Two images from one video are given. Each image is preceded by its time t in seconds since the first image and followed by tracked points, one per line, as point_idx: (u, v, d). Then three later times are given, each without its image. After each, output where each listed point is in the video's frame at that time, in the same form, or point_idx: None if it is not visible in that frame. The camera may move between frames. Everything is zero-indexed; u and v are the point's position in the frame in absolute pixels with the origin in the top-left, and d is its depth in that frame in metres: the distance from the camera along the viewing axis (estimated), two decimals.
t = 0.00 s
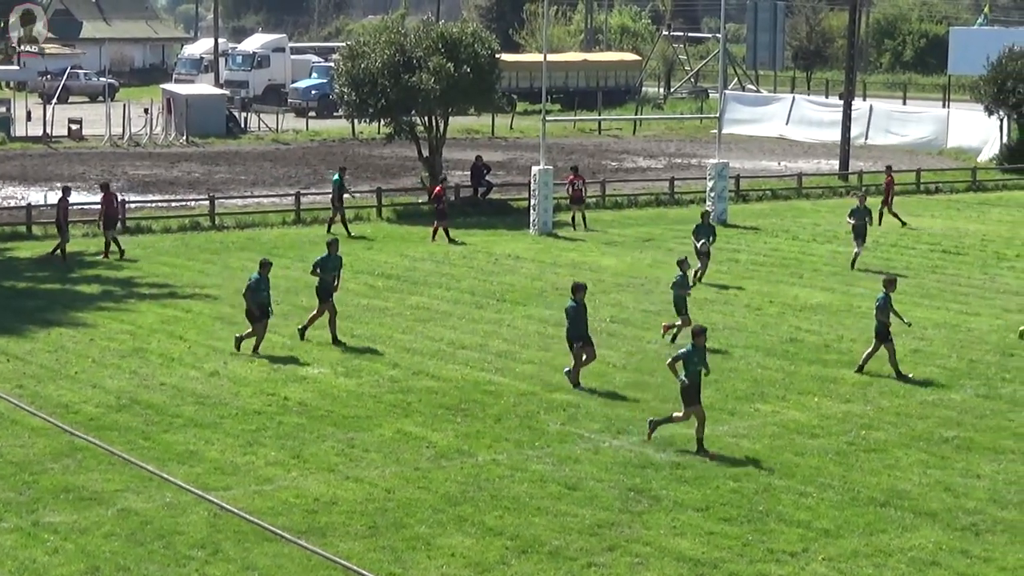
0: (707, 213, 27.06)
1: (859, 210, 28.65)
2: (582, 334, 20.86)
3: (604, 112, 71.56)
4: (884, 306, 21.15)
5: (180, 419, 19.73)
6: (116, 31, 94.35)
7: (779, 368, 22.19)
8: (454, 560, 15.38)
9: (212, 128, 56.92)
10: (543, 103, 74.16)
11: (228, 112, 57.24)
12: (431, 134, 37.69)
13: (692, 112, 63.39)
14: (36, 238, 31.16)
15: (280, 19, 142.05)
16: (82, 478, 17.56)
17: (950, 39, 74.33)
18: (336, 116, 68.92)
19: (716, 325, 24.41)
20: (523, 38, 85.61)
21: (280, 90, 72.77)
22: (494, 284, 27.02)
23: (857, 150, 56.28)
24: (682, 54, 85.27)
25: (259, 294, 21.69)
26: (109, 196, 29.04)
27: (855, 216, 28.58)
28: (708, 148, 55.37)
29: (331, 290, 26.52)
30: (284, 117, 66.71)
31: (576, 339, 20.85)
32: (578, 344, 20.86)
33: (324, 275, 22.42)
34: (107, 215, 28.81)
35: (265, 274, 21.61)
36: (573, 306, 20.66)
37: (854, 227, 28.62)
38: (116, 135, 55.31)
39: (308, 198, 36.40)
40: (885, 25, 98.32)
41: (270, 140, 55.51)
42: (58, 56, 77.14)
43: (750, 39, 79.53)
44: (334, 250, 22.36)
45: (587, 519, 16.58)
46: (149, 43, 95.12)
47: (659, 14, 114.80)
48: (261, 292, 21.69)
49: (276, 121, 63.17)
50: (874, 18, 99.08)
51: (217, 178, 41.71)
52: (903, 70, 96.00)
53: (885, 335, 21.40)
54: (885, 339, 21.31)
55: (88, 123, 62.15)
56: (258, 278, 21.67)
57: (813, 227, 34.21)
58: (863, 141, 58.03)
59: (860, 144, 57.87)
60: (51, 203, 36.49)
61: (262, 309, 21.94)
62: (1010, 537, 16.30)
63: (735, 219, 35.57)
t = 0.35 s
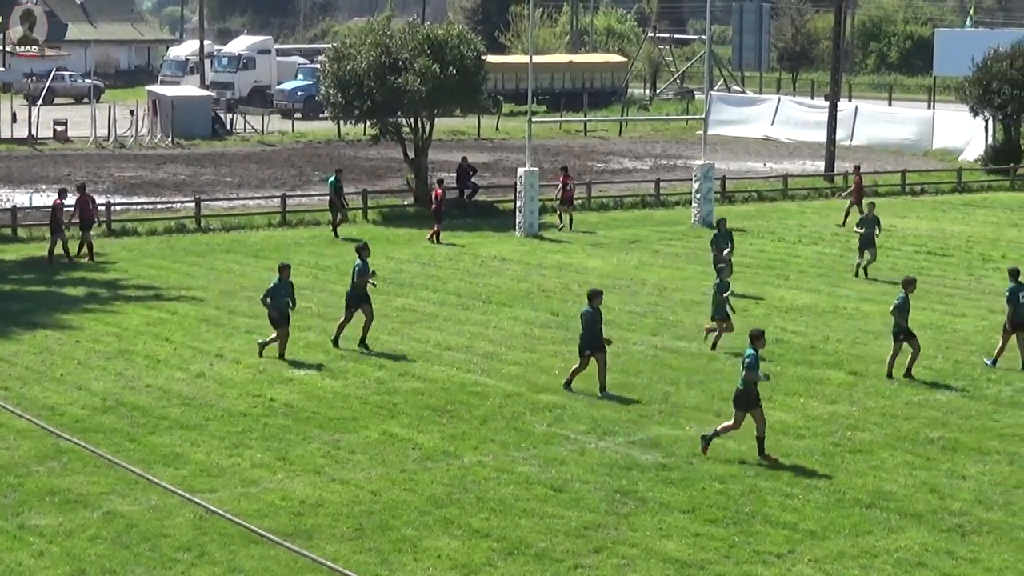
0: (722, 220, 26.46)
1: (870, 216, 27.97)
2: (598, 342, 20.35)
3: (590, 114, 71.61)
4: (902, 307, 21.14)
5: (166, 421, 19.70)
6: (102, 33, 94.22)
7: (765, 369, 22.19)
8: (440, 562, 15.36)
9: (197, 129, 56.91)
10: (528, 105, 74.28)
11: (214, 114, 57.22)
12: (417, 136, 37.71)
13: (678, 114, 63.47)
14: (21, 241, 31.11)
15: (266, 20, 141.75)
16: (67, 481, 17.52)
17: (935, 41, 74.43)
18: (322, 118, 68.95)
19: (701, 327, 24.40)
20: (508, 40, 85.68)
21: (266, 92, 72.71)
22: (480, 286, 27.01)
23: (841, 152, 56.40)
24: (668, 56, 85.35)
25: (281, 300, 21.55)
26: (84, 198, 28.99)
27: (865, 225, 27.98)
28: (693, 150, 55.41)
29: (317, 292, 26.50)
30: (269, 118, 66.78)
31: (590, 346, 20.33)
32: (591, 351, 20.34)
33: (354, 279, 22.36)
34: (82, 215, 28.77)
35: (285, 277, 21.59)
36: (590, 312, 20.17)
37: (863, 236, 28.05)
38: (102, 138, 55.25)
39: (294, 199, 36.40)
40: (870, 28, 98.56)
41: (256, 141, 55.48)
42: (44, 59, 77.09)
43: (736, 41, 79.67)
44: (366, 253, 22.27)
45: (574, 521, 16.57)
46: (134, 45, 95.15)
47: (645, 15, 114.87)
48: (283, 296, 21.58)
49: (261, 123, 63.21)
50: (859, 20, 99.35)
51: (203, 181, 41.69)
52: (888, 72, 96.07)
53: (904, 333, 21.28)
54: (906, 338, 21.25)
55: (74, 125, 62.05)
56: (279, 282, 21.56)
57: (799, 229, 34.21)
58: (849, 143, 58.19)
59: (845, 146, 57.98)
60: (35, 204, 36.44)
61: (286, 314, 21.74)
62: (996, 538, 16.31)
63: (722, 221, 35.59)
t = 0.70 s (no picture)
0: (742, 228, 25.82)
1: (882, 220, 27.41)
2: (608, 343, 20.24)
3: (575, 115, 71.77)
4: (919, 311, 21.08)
5: (151, 424, 19.67)
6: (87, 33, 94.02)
7: (751, 371, 22.19)
8: (426, 564, 15.34)
9: (183, 131, 56.86)
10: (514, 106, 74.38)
11: (199, 114, 57.19)
12: (402, 137, 37.73)
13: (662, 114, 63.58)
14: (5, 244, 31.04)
15: (251, 22, 141.56)
16: (52, 483, 17.49)
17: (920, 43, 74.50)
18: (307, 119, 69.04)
19: (687, 328, 24.42)
20: (494, 41, 85.73)
21: (251, 93, 72.75)
22: (465, 288, 27.02)
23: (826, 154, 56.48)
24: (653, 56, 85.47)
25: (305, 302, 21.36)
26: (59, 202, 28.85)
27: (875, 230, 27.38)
28: (679, 150, 55.45)
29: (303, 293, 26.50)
30: (254, 120, 66.90)
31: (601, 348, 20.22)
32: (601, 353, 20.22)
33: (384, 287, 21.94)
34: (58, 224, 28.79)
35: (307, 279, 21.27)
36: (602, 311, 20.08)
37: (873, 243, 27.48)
38: (87, 139, 55.20)
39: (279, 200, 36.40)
40: (855, 29, 98.83)
41: (240, 143, 55.42)
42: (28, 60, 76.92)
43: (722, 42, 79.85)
44: (397, 262, 21.85)
45: (559, 522, 16.56)
46: (120, 46, 95.09)
47: (631, 16, 115.05)
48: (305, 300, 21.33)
49: (247, 124, 63.25)
50: (844, 21, 99.59)
51: (188, 182, 41.70)
52: (873, 73, 96.23)
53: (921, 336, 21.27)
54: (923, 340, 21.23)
55: (59, 126, 61.99)
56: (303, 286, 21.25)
57: (784, 230, 34.24)
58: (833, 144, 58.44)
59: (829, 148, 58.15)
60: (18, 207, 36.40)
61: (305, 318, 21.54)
62: (981, 539, 16.31)
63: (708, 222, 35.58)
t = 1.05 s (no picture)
0: (764, 238, 25.12)
1: (893, 228, 26.98)
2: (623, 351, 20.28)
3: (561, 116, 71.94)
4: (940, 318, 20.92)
5: (137, 426, 19.66)
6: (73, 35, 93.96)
7: (737, 373, 22.21)
8: (412, 566, 15.33)
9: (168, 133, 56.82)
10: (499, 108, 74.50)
11: (185, 117, 57.21)
12: (388, 139, 37.74)
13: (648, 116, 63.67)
14: None
15: (237, 24, 141.43)
16: (38, 485, 17.47)
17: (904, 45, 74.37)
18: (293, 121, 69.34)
19: (673, 330, 24.44)
20: (480, 43, 85.81)
21: (237, 95, 72.81)
22: (451, 290, 27.04)
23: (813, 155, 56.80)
24: (640, 58, 85.59)
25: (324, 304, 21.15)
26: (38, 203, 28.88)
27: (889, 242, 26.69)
28: (665, 153, 55.48)
29: (289, 296, 26.50)
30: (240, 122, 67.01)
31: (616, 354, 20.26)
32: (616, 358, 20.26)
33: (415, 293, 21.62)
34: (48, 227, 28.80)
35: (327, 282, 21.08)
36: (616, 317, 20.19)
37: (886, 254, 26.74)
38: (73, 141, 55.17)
39: (265, 202, 36.45)
40: (841, 30, 99.12)
41: (226, 145, 55.43)
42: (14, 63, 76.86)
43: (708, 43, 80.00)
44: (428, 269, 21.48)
45: (545, 524, 16.56)
46: (105, 49, 95.09)
47: (617, 18, 115.24)
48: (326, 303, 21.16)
49: (233, 126, 63.28)
50: (830, 23, 99.87)
51: (174, 184, 41.70)
52: (859, 75, 96.49)
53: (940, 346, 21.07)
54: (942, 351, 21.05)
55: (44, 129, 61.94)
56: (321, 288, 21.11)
57: (769, 232, 34.27)
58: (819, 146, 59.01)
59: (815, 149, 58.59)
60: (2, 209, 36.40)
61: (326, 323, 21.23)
62: (967, 540, 16.30)
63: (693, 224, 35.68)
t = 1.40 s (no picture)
0: (795, 247, 24.51)
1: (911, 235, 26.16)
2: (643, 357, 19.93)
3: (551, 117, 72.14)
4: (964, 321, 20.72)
5: (126, 426, 19.63)
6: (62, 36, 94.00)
7: (726, 374, 22.19)
8: (401, 567, 15.27)
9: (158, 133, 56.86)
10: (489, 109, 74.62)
11: (174, 118, 57.25)
12: (377, 140, 37.77)
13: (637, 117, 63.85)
14: None
15: (226, 25, 141.30)
16: (26, 486, 17.43)
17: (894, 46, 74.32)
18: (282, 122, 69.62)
19: (662, 330, 24.47)
20: (470, 44, 85.96)
21: (227, 96, 72.83)
22: (440, 291, 27.07)
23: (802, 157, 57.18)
24: (629, 59, 85.78)
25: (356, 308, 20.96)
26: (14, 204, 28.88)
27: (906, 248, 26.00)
28: (654, 154, 55.53)
29: (278, 296, 26.54)
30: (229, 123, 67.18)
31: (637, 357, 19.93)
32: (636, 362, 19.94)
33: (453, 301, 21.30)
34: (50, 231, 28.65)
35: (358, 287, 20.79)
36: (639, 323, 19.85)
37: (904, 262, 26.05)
38: (63, 142, 55.20)
39: (255, 203, 36.48)
40: (830, 32, 99.40)
41: (216, 146, 55.45)
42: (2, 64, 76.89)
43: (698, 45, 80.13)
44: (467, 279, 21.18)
45: (534, 525, 16.49)
46: (93, 49, 95.18)
47: (605, 19, 115.48)
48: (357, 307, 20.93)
49: (223, 127, 63.44)
50: (819, 24, 100.10)
51: (164, 185, 41.81)
52: (848, 77, 96.72)
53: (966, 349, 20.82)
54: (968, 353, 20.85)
55: (34, 129, 62.06)
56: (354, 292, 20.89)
57: (759, 233, 34.30)
58: (808, 147, 59.39)
59: (804, 150, 59.17)
60: None
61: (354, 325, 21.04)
62: (956, 540, 16.21)
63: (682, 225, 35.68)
